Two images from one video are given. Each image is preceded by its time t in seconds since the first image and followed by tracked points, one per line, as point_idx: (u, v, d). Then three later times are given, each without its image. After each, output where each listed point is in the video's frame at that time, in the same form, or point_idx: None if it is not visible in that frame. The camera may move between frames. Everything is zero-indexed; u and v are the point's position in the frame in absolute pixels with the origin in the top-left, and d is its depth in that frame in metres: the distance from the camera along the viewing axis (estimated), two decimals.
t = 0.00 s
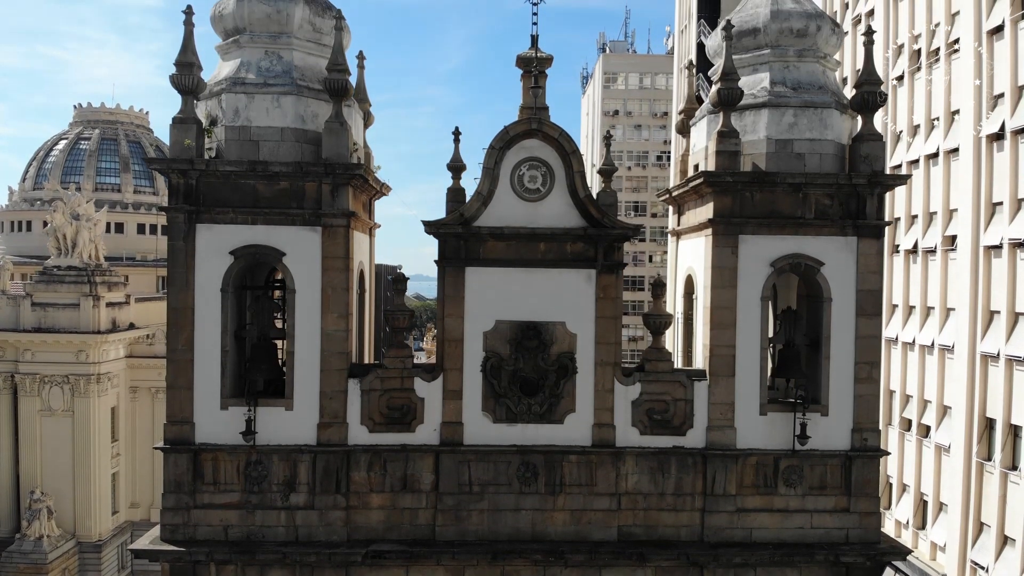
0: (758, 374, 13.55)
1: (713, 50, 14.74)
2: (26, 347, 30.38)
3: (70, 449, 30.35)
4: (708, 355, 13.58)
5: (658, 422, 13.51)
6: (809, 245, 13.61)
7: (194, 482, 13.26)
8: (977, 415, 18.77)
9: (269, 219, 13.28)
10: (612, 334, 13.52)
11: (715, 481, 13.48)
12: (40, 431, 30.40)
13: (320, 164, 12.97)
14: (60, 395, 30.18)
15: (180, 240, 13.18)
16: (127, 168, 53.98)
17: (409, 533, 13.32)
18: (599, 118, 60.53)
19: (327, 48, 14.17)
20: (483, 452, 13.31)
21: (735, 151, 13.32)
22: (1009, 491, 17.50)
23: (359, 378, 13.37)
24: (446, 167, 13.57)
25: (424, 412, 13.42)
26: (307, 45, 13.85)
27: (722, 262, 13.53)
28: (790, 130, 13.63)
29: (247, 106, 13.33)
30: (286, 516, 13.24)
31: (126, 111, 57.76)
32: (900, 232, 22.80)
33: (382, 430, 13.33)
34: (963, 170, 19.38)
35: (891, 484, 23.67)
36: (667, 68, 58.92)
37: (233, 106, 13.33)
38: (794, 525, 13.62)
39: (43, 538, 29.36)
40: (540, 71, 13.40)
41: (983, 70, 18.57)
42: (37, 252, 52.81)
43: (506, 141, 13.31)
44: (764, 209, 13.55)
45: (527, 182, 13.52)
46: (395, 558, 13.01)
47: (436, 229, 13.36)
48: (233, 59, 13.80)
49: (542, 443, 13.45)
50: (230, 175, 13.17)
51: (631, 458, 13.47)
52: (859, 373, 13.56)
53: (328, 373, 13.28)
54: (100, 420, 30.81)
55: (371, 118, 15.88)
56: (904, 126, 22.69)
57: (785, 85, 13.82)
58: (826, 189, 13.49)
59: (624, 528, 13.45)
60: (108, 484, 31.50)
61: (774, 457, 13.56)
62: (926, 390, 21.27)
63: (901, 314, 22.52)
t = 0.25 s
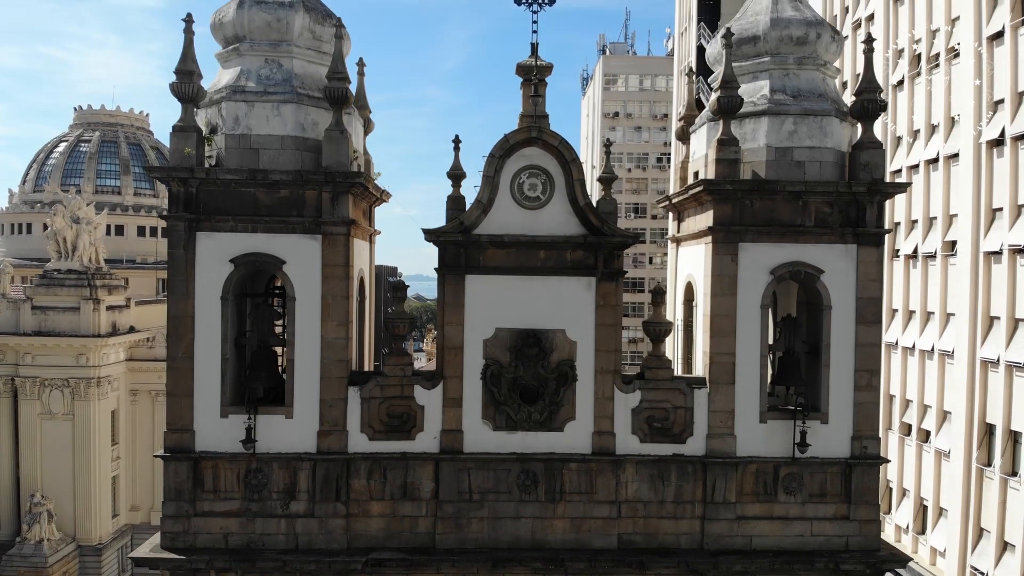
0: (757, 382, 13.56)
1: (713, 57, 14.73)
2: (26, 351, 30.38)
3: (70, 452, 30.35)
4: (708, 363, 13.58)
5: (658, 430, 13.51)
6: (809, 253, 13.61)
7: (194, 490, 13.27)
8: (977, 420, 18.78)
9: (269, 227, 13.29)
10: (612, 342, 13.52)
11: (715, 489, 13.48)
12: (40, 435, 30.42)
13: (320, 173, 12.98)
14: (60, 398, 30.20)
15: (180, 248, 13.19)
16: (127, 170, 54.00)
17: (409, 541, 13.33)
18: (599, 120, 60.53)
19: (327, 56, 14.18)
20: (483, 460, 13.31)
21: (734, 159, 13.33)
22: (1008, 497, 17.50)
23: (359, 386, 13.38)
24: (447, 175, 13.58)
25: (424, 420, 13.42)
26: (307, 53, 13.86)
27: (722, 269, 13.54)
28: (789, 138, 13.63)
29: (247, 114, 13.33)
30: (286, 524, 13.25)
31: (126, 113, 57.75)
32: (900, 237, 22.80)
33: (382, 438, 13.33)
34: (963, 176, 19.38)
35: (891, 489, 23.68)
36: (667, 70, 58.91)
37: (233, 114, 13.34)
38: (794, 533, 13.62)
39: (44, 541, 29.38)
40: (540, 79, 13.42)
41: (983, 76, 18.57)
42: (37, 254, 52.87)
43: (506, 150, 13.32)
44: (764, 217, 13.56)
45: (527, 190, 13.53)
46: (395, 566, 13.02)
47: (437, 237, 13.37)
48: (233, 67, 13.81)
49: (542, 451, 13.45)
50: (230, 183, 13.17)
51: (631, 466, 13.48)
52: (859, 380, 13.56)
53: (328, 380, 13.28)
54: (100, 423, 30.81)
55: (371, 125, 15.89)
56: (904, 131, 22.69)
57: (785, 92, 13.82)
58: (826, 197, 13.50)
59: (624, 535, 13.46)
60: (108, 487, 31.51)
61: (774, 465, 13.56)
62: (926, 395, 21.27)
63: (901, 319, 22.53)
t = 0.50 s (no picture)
0: (757, 391, 13.56)
1: (713, 65, 14.73)
2: (26, 355, 30.41)
3: (70, 456, 30.35)
4: (708, 372, 13.59)
5: (658, 439, 13.51)
6: (809, 262, 13.62)
7: (194, 499, 13.28)
8: (977, 427, 18.79)
9: (269, 236, 13.30)
10: (612, 351, 13.52)
11: (715, 498, 13.48)
12: (41, 439, 30.44)
13: (320, 183, 13.00)
14: (60, 402, 30.21)
15: (180, 257, 13.20)
16: (128, 173, 54.01)
17: (409, 550, 13.34)
18: (598, 122, 60.54)
19: (327, 65, 14.19)
20: (483, 469, 13.31)
21: (734, 169, 13.34)
22: (1008, 503, 17.51)
23: (359, 396, 13.38)
24: (447, 184, 13.58)
25: (424, 429, 13.42)
26: (308, 62, 13.86)
27: (722, 278, 13.54)
28: (789, 147, 13.63)
29: (247, 124, 13.34)
30: (286, 533, 13.26)
31: (126, 116, 57.76)
32: (899, 243, 22.80)
33: (382, 447, 13.33)
34: (963, 182, 19.38)
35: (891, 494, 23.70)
36: (667, 72, 58.93)
37: (233, 123, 13.35)
38: (794, 542, 13.63)
39: (44, 546, 29.41)
40: (540, 89, 13.45)
41: (983, 82, 18.57)
42: (37, 257, 52.94)
43: (506, 159, 13.34)
44: (763, 226, 13.57)
45: (527, 199, 13.54)
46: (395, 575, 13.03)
47: (437, 246, 13.37)
48: (233, 76, 13.82)
49: (542, 460, 13.45)
50: (230, 193, 13.19)
51: (631, 475, 13.48)
52: (859, 389, 13.57)
53: (328, 390, 13.29)
54: (101, 427, 30.82)
55: (371, 133, 15.90)
56: (904, 137, 22.70)
57: (785, 102, 13.83)
58: (826, 206, 13.51)
59: (624, 545, 13.47)
60: (108, 491, 31.53)
61: (774, 474, 13.57)
62: (926, 401, 21.28)
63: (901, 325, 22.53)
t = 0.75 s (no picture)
0: (757, 399, 13.56)
1: (713, 73, 14.74)
2: (26, 358, 30.43)
3: (70, 460, 30.35)
4: (708, 380, 13.59)
5: (658, 447, 13.51)
6: (809, 270, 13.62)
7: (194, 507, 13.28)
8: (976, 433, 18.79)
9: (269, 245, 13.30)
10: (611, 359, 13.53)
11: (715, 506, 13.49)
12: (41, 442, 30.46)
13: (320, 191, 13.01)
14: (60, 406, 30.21)
15: (180, 266, 13.21)
16: (128, 175, 54.00)
17: (409, 558, 13.35)
18: (598, 124, 60.57)
19: (327, 73, 14.20)
20: (482, 477, 13.31)
21: (733, 177, 13.35)
22: (1008, 510, 17.51)
23: (359, 404, 13.38)
24: (447, 192, 13.59)
25: (424, 437, 13.42)
26: (307, 70, 13.86)
27: (721, 286, 13.54)
28: (789, 155, 13.63)
29: (247, 132, 13.34)
30: (286, 541, 13.27)
31: (126, 118, 57.77)
32: (900, 247, 22.79)
33: (382, 455, 13.33)
34: (963, 187, 19.37)
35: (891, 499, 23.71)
36: (667, 74, 58.95)
37: (233, 132, 13.35)
38: (793, 550, 13.63)
39: (44, 549, 29.42)
40: (540, 97, 13.48)
41: (983, 87, 18.57)
42: (37, 260, 52.97)
43: (506, 167, 13.34)
44: (763, 234, 13.57)
45: (526, 207, 13.54)
46: None
47: (436, 254, 13.37)
48: (233, 84, 13.82)
49: (542, 468, 13.45)
50: (230, 202, 13.20)
51: (631, 483, 13.48)
52: (859, 398, 13.57)
53: (328, 398, 13.29)
54: (101, 430, 30.82)
55: (371, 140, 15.90)
56: (904, 141, 22.70)
57: (785, 110, 13.83)
58: (826, 214, 13.52)
59: (624, 553, 13.48)
60: (108, 494, 31.52)
61: (773, 482, 13.57)
62: (926, 406, 21.28)
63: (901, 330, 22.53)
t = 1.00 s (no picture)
0: (757, 408, 13.56)
1: (713, 81, 14.74)
2: (27, 363, 30.44)
3: (70, 464, 30.35)
4: (708, 390, 13.59)
5: (658, 457, 13.51)
6: (808, 280, 13.62)
7: (194, 517, 13.28)
8: (976, 440, 18.79)
9: (269, 254, 13.30)
10: (611, 368, 13.52)
11: (715, 515, 13.49)
12: (41, 446, 30.46)
13: (320, 201, 13.01)
14: (60, 410, 30.23)
15: (180, 276, 13.21)
16: (128, 178, 54.00)
17: (408, 568, 13.36)
18: (598, 126, 60.60)
19: (327, 82, 14.20)
20: (482, 487, 13.31)
21: (733, 187, 13.35)
22: (1007, 517, 17.51)
23: (359, 413, 13.38)
24: (446, 202, 13.59)
25: (424, 447, 13.42)
26: (307, 79, 13.87)
27: (721, 296, 13.54)
28: (788, 164, 13.63)
29: (246, 142, 13.34)
30: (286, 551, 13.28)
31: (127, 121, 57.78)
32: (900, 253, 22.78)
33: (381, 465, 13.34)
34: (963, 194, 19.38)
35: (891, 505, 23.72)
36: (667, 76, 58.96)
37: (233, 141, 13.35)
38: (793, 559, 13.64)
39: (44, 553, 29.42)
40: (540, 107, 13.49)
41: (983, 94, 18.56)
42: (37, 263, 53.02)
43: (506, 177, 13.35)
44: (763, 244, 13.57)
45: (526, 217, 13.54)
46: None
47: (436, 264, 13.37)
48: (233, 93, 13.82)
49: (542, 478, 13.45)
50: (230, 211, 13.20)
51: (631, 493, 13.48)
52: (859, 407, 13.57)
53: (328, 408, 13.28)
54: (101, 435, 30.82)
55: (371, 148, 15.90)
56: (904, 147, 22.69)
57: (784, 119, 13.83)
58: (825, 224, 13.52)
59: (623, 562, 13.49)
60: (108, 498, 31.51)
61: (773, 491, 13.57)
62: (926, 412, 21.28)
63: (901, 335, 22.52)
